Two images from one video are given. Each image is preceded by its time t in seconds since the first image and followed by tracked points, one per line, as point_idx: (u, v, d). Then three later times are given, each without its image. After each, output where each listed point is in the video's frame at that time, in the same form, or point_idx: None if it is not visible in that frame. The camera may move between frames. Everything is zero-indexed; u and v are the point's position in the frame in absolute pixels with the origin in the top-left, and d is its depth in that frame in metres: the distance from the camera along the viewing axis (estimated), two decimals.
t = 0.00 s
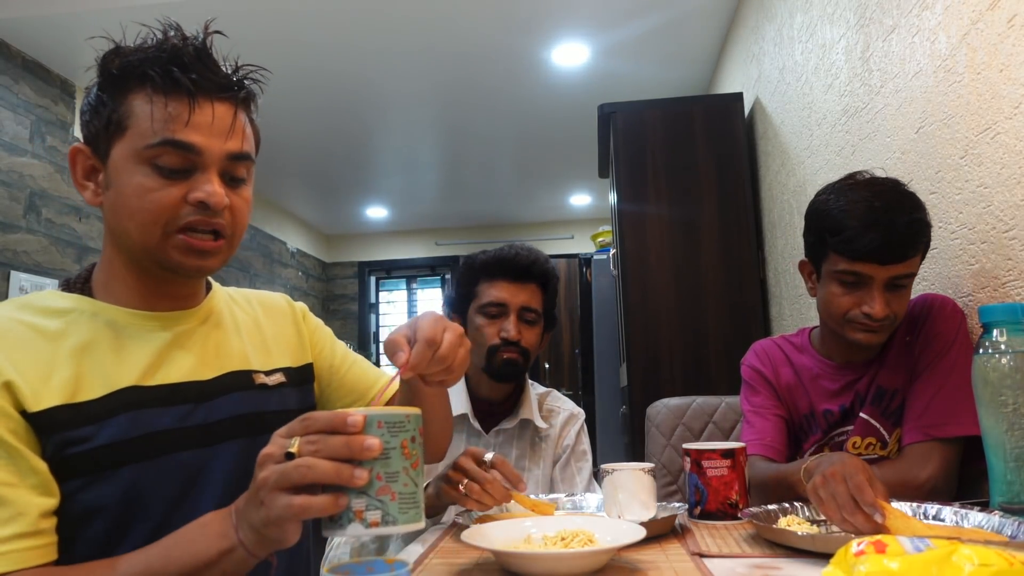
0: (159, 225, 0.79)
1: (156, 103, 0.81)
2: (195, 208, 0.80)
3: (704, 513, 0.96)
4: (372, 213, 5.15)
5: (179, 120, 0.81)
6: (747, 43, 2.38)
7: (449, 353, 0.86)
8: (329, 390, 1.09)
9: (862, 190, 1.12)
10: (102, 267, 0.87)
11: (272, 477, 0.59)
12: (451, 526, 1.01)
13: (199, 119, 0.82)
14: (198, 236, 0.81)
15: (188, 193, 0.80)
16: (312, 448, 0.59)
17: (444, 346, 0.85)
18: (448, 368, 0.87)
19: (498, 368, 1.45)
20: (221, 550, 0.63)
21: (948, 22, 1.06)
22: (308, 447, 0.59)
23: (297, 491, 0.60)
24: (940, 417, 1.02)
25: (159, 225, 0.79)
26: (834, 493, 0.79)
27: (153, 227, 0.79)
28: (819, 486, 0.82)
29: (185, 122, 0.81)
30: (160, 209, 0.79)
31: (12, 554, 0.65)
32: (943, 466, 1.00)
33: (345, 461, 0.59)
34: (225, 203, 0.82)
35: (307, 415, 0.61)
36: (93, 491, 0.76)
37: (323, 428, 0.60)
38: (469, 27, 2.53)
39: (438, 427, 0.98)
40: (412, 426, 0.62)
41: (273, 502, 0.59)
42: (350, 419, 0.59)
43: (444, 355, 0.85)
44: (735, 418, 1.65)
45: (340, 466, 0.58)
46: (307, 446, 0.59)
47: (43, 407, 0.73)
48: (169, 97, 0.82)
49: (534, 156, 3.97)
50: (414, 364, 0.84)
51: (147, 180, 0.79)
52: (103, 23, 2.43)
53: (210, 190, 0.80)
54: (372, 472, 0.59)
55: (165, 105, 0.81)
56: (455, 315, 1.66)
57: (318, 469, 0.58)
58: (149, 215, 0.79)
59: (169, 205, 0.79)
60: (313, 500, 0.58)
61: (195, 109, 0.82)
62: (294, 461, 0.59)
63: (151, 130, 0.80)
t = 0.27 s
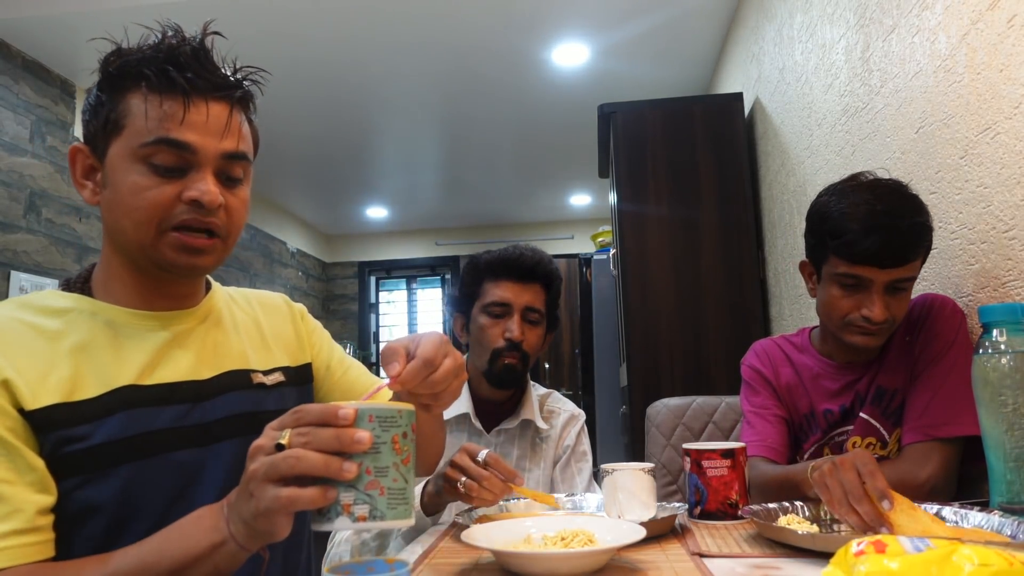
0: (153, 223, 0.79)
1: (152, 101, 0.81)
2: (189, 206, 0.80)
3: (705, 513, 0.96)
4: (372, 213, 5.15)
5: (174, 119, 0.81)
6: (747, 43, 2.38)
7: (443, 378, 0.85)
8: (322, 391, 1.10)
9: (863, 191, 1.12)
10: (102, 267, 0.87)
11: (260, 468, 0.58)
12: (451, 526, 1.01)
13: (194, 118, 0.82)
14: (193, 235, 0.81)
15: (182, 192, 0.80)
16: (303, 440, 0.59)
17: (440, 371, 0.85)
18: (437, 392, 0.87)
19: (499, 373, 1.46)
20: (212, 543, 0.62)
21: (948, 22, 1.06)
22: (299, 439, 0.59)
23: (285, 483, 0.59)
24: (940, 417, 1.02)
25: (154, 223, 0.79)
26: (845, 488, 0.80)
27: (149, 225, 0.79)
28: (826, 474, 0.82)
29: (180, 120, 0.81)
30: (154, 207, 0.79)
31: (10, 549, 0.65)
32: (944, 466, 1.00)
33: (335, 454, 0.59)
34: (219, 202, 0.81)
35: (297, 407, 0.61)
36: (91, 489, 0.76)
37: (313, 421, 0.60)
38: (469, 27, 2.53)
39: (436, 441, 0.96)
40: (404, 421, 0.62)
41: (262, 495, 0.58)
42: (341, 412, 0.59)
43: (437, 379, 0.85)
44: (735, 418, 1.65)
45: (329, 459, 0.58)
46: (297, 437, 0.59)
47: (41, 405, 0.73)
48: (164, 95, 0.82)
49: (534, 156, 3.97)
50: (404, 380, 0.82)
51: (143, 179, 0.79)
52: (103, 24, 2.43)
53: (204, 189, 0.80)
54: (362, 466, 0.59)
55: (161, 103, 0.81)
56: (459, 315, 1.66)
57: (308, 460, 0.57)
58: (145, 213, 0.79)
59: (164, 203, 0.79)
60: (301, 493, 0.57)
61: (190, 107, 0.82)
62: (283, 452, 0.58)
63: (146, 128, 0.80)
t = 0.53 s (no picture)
0: (150, 219, 0.79)
1: (148, 97, 0.81)
2: (186, 201, 0.80)
3: (704, 513, 0.96)
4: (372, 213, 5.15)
5: (170, 114, 0.81)
6: (747, 43, 2.38)
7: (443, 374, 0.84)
8: (319, 391, 1.10)
9: (863, 190, 1.12)
10: (101, 266, 0.87)
11: (253, 464, 0.59)
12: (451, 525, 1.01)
13: (190, 113, 0.82)
14: (190, 230, 0.81)
15: (178, 187, 0.80)
16: (295, 436, 0.59)
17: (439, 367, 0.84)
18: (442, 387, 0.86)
19: (502, 368, 1.45)
20: (205, 540, 0.63)
21: (948, 22, 1.06)
22: (292, 436, 0.59)
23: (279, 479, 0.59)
24: (939, 417, 1.02)
25: (151, 219, 0.79)
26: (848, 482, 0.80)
27: (147, 221, 0.79)
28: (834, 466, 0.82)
29: (176, 116, 0.81)
30: (151, 203, 0.79)
31: (7, 548, 0.64)
32: (944, 467, 1.00)
33: (326, 451, 0.58)
34: (216, 197, 0.81)
35: (290, 403, 0.61)
36: (89, 489, 0.76)
37: (306, 417, 0.60)
38: (469, 27, 2.53)
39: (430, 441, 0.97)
40: (398, 419, 0.61)
41: (255, 489, 0.59)
42: (333, 409, 0.58)
43: (437, 373, 0.84)
44: (735, 418, 1.65)
45: (321, 456, 0.58)
46: (289, 434, 0.59)
47: (37, 405, 0.73)
48: (160, 91, 0.82)
49: (534, 156, 3.97)
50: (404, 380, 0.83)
51: (140, 175, 0.79)
52: (104, 24, 2.43)
53: (200, 184, 0.80)
54: (354, 463, 0.58)
55: (157, 99, 0.81)
56: (460, 314, 1.66)
57: (299, 456, 0.57)
58: (142, 208, 0.79)
59: (161, 198, 0.79)
60: (292, 490, 0.57)
61: (186, 103, 0.82)
62: (276, 448, 0.59)
63: (143, 124, 0.80)
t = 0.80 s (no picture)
0: (146, 216, 0.79)
1: (146, 96, 0.81)
2: (183, 198, 0.79)
3: (704, 513, 0.96)
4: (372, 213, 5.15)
5: (167, 112, 0.81)
6: (747, 43, 2.38)
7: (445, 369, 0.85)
8: (317, 390, 1.09)
9: (862, 189, 1.12)
10: (100, 265, 0.87)
11: (249, 461, 0.59)
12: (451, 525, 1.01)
13: (187, 111, 0.82)
14: (188, 228, 0.81)
15: (175, 184, 0.80)
16: (291, 431, 0.59)
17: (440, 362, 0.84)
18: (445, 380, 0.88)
19: (501, 368, 1.46)
20: (200, 538, 0.62)
21: (948, 22, 1.06)
22: (287, 432, 0.59)
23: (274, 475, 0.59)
24: (939, 417, 1.02)
25: (148, 216, 0.79)
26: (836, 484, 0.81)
27: (144, 219, 0.79)
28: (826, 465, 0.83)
29: (173, 114, 0.81)
30: (148, 200, 0.79)
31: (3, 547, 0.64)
32: (943, 467, 1.00)
33: (322, 446, 0.58)
34: (213, 195, 0.81)
35: (287, 400, 0.61)
36: (87, 489, 0.76)
37: (302, 414, 0.59)
38: (470, 27, 2.53)
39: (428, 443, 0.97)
40: (395, 416, 0.61)
41: (251, 485, 0.58)
42: (329, 405, 0.58)
43: (440, 363, 0.84)
44: (735, 418, 1.65)
45: (316, 452, 0.58)
46: (285, 430, 0.59)
47: (34, 404, 0.73)
48: (157, 89, 0.82)
49: (534, 156, 3.97)
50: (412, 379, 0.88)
51: (137, 172, 0.79)
52: (104, 24, 2.43)
53: (197, 181, 0.80)
54: (349, 459, 0.58)
55: (155, 98, 0.81)
56: (461, 313, 1.66)
57: (294, 451, 0.57)
58: (139, 206, 0.79)
59: (158, 196, 0.79)
60: (288, 486, 0.57)
61: (184, 101, 0.82)
62: (272, 444, 0.59)
63: (140, 122, 0.81)
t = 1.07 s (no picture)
0: (143, 215, 0.79)
1: (143, 95, 0.82)
2: (180, 198, 0.79)
3: (704, 513, 0.96)
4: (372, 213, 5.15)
5: (164, 111, 0.81)
6: (747, 43, 2.38)
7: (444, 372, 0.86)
8: (317, 390, 1.09)
9: (859, 190, 1.12)
10: (98, 264, 0.88)
11: (244, 460, 0.58)
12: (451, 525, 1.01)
13: (183, 110, 0.82)
14: (185, 227, 0.81)
15: (172, 184, 0.80)
16: (287, 431, 0.59)
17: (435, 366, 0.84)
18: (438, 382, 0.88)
19: (505, 368, 1.46)
20: (195, 538, 0.62)
21: (948, 22, 1.06)
22: (283, 431, 0.59)
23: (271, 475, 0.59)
24: (939, 417, 1.02)
25: (145, 215, 0.79)
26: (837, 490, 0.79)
27: (142, 218, 0.79)
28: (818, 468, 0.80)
29: (171, 113, 0.81)
30: (146, 199, 0.79)
31: None
32: (943, 466, 1.00)
33: (318, 447, 0.58)
34: (210, 194, 0.81)
35: (285, 399, 0.61)
36: (84, 487, 0.76)
37: (298, 414, 0.59)
38: (470, 27, 2.53)
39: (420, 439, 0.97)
40: (391, 417, 0.61)
41: (247, 486, 0.58)
42: (326, 405, 0.59)
43: (431, 364, 0.84)
44: (735, 418, 1.65)
45: (313, 452, 0.58)
46: (282, 429, 0.59)
47: (29, 402, 0.73)
48: (154, 88, 0.82)
49: (534, 156, 3.97)
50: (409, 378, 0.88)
51: (134, 171, 0.79)
52: (104, 24, 2.43)
53: (195, 180, 0.80)
54: (346, 460, 0.58)
55: (152, 97, 0.82)
56: (462, 313, 1.66)
57: (289, 451, 0.57)
58: (136, 205, 0.79)
59: (155, 195, 0.79)
60: (284, 486, 0.57)
61: (180, 100, 0.82)
62: (268, 444, 0.59)
63: (137, 121, 0.81)
